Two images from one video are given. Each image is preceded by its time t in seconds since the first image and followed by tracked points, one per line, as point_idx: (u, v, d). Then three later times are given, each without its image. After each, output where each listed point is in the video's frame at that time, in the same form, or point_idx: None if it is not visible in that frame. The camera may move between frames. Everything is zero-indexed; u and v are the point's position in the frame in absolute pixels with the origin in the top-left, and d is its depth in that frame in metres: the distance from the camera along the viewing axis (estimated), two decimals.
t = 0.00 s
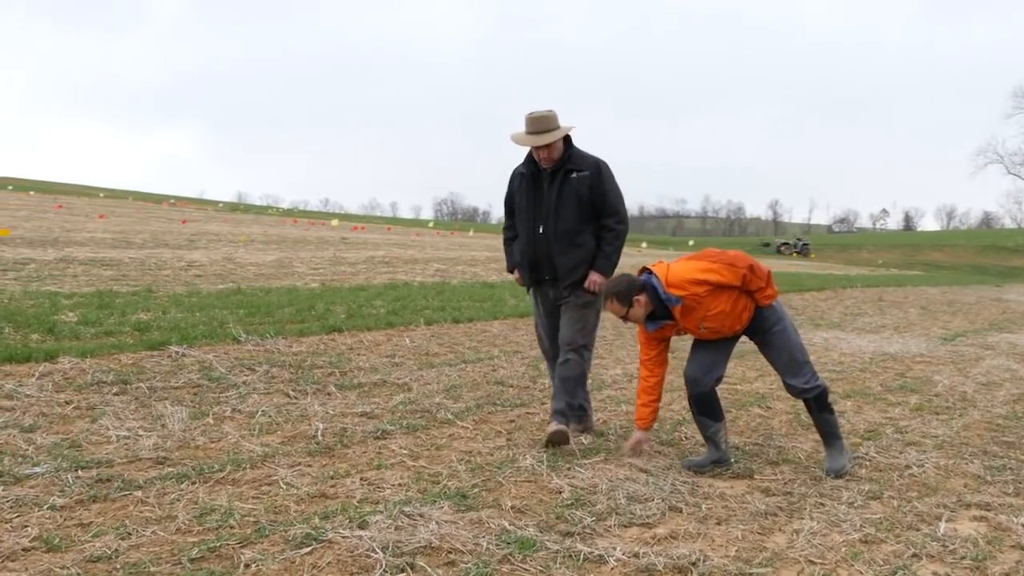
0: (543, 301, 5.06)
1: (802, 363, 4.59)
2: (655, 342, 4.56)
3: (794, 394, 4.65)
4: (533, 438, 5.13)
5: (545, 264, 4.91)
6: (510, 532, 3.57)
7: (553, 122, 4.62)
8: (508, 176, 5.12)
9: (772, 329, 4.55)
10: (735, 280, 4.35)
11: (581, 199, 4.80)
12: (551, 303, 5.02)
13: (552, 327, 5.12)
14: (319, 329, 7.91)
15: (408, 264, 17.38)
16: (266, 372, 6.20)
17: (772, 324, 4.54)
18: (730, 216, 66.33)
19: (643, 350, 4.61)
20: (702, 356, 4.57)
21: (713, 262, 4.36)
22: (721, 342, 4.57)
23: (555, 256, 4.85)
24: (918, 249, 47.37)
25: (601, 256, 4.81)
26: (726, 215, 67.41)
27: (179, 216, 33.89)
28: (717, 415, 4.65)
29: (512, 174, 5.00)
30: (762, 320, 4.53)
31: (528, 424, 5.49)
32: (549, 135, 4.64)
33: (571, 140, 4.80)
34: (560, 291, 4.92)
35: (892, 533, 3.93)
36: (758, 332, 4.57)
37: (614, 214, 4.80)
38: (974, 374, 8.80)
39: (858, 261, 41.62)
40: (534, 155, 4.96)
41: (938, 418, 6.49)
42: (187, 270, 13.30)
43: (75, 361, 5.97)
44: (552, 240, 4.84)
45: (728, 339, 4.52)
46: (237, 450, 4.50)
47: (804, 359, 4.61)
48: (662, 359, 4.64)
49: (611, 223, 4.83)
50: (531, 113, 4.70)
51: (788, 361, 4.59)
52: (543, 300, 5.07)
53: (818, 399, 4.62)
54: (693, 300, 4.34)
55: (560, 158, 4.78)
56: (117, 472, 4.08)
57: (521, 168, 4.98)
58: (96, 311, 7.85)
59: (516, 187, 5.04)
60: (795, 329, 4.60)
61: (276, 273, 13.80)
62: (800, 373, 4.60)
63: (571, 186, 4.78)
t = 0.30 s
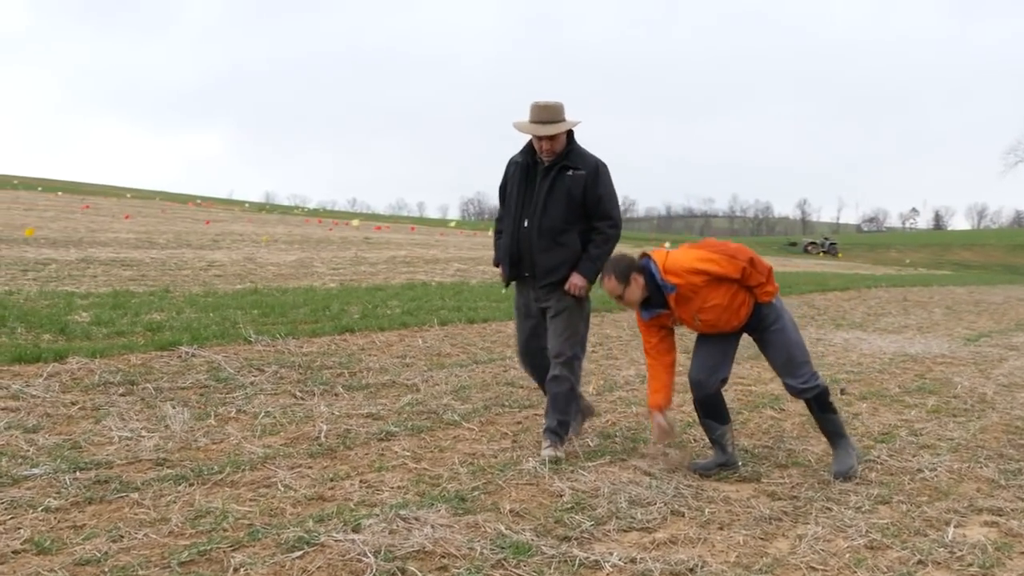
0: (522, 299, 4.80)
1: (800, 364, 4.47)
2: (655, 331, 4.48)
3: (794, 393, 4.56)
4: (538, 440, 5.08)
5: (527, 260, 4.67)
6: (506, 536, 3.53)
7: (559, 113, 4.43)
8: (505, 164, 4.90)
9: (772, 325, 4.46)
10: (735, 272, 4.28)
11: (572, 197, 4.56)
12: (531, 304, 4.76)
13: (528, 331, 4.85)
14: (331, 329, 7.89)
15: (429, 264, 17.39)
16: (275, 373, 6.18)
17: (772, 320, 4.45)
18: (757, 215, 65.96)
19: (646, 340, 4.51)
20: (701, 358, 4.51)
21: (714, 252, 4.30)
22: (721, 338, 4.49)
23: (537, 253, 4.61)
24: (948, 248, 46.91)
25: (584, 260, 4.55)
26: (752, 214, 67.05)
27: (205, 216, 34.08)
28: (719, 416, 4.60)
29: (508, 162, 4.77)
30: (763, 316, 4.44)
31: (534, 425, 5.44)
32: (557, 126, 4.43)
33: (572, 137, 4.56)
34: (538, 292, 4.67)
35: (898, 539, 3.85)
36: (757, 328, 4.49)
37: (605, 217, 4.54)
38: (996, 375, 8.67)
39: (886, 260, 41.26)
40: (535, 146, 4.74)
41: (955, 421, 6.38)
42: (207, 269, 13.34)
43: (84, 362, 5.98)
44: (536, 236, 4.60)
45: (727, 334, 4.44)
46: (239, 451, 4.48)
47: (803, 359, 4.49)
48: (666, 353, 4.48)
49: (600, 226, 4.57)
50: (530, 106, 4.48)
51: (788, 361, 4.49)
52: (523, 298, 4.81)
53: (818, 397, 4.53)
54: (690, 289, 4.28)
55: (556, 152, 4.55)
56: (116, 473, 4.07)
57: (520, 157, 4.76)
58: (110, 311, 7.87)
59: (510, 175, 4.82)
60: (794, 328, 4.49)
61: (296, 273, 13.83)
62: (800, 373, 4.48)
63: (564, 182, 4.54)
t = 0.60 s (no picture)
0: (505, 295, 4.69)
1: (747, 364, 4.28)
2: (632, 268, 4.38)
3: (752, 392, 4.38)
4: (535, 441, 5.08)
5: (514, 257, 4.57)
6: (492, 535, 3.53)
7: (542, 104, 4.33)
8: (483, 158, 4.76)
9: (744, 312, 4.31)
10: (731, 238, 4.19)
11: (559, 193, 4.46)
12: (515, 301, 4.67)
13: (501, 322, 4.70)
14: (337, 330, 7.92)
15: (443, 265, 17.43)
16: (277, 373, 6.21)
17: (746, 308, 4.31)
18: (777, 216, 65.69)
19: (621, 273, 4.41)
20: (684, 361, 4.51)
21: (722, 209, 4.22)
22: (688, 306, 4.40)
23: (525, 250, 4.51)
24: (970, 249, 46.58)
25: (574, 258, 4.49)
26: (773, 215, 66.81)
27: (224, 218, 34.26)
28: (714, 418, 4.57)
29: (489, 155, 4.64)
30: (738, 302, 4.30)
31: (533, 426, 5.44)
32: (542, 117, 4.33)
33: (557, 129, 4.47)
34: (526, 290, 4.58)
35: (889, 540, 3.82)
36: (729, 316, 4.32)
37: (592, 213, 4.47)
38: (1007, 376, 8.60)
39: (907, 261, 41.00)
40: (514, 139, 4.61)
41: (960, 422, 6.33)
42: (221, 271, 13.41)
43: (88, 362, 6.02)
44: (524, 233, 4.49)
45: (697, 304, 4.34)
46: (234, 451, 4.50)
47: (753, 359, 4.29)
48: (638, 292, 4.42)
49: (587, 222, 4.49)
50: (512, 99, 4.37)
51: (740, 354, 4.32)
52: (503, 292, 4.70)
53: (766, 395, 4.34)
54: (684, 235, 4.20)
55: (541, 147, 4.44)
56: (110, 472, 4.10)
57: (499, 151, 4.63)
58: (118, 312, 7.93)
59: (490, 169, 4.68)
60: (754, 322, 4.30)
61: (309, 275, 13.89)
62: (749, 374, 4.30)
63: (550, 178, 4.44)
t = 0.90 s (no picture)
0: (498, 301, 4.49)
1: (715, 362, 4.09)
2: (638, 230, 4.22)
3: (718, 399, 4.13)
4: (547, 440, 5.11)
5: (513, 259, 4.39)
6: (498, 532, 3.56)
7: (529, 103, 4.18)
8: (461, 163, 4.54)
9: (731, 315, 4.11)
10: (746, 236, 4.02)
11: (557, 193, 4.37)
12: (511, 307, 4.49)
13: (494, 331, 4.51)
14: (354, 330, 7.96)
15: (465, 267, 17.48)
16: (294, 372, 6.27)
17: (734, 312, 4.11)
18: (804, 219, 65.37)
19: (626, 231, 4.26)
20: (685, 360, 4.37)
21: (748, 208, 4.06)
22: (676, 292, 4.20)
23: (529, 252, 4.36)
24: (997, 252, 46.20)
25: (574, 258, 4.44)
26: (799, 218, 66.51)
27: (250, 220, 34.46)
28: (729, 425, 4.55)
29: (473, 157, 4.42)
30: (728, 304, 4.10)
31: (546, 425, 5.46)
32: (531, 116, 4.19)
33: (544, 128, 4.35)
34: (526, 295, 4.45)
35: (897, 541, 3.80)
36: (715, 316, 4.12)
37: (587, 211, 4.44)
38: None
39: (934, 264, 40.74)
40: (497, 139, 4.42)
41: (976, 425, 6.30)
42: (243, 272, 13.50)
43: (107, 360, 6.10)
44: (527, 235, 4.35)
45: (685, 291, 4.16)
46: (247, 448, 4.55)
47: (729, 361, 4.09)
48: (635, 255, 4.26)
49: (583, 221, 4.45)
50: (499, 98, 4.21)
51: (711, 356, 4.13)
52: (496, 298, 4.49)
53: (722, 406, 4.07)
54: (702, 214, 4.02)
55: (536, 146, 4.32)
56: (124, 468, 4.16)
57: (483, 153, 4.42)
58: (139, 311, 8.01)
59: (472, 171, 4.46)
60: (739, 327, 4.11)
61: (331, 276, 13.96)
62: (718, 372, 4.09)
63: (548, 176, 4.34)
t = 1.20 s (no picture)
0: (487, 303, 4.43)
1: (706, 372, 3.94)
2: (649, 212, 4.11)
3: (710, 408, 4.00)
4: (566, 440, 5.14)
5: (501, 257, 4.33)
6: (515, 531, 3.60)
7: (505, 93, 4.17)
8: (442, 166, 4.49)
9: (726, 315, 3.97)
10: (757, 236, 3.91)
11: (541, 186, 4.32)
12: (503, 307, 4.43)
13: (487, 338, 4.47)
14: (378, 331, 8.02)
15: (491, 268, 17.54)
16: (317, 372, 6.33)
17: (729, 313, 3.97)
18: (832, 219, 65.00)
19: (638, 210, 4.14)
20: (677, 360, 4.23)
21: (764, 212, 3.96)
22: (672, 283, 4.05)
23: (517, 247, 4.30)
24: None
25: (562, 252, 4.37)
26: (827, 219, 66.16)
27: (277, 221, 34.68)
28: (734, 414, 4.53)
29: (452, 157, 4.38)
30: (724, 303, 3.96)
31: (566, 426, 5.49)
32: (510, 103, 4.17)
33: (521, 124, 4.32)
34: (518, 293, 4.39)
35: (913, 542, 3.81)
36: (709, 312, 3.97)
37: (572, 203, 4.37)
38: None
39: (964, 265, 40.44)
40: (476, 139, 4.39)
41: (999, 426, 6.27)
42: (270, 273, 13.61)
43: (134, 360, 6.19)
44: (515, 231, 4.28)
45: (683, 281, 4.01)
46: (269, 447, 4.61)
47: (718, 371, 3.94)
48: (641, 236, 4.11)
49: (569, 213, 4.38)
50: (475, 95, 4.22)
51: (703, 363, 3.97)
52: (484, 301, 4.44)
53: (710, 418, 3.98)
54: (721, 202, 3.92)
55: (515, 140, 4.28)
56: (148, 465, 4.22)
57: (462, 153, 4.38)
58: (166, 312, 8.10)
59: (452, 172, 4.42)
60: (731, 334, 3.94)
61: (357, 277, 14.04)
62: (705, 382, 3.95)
63: (531, 171, 4.30)
